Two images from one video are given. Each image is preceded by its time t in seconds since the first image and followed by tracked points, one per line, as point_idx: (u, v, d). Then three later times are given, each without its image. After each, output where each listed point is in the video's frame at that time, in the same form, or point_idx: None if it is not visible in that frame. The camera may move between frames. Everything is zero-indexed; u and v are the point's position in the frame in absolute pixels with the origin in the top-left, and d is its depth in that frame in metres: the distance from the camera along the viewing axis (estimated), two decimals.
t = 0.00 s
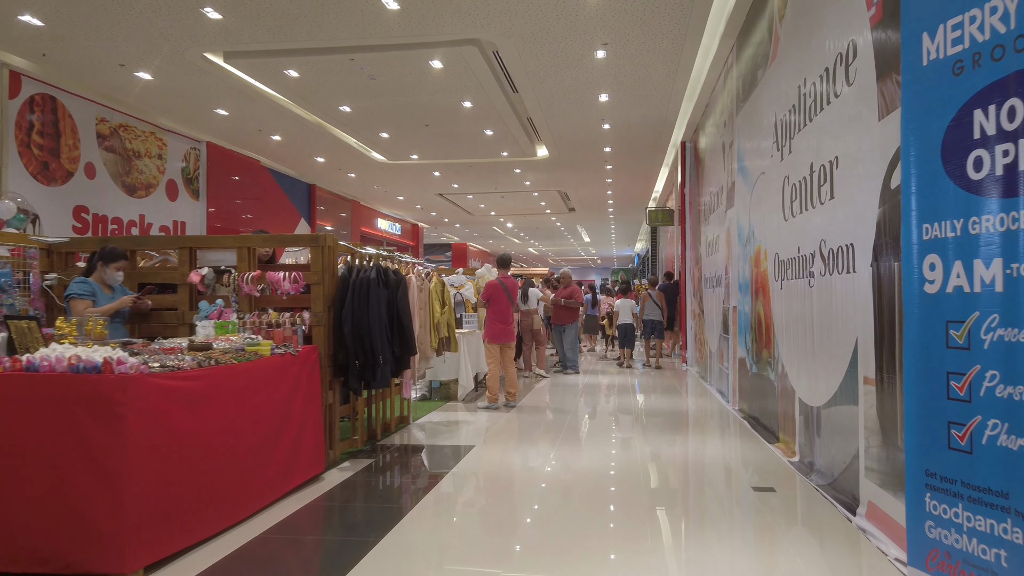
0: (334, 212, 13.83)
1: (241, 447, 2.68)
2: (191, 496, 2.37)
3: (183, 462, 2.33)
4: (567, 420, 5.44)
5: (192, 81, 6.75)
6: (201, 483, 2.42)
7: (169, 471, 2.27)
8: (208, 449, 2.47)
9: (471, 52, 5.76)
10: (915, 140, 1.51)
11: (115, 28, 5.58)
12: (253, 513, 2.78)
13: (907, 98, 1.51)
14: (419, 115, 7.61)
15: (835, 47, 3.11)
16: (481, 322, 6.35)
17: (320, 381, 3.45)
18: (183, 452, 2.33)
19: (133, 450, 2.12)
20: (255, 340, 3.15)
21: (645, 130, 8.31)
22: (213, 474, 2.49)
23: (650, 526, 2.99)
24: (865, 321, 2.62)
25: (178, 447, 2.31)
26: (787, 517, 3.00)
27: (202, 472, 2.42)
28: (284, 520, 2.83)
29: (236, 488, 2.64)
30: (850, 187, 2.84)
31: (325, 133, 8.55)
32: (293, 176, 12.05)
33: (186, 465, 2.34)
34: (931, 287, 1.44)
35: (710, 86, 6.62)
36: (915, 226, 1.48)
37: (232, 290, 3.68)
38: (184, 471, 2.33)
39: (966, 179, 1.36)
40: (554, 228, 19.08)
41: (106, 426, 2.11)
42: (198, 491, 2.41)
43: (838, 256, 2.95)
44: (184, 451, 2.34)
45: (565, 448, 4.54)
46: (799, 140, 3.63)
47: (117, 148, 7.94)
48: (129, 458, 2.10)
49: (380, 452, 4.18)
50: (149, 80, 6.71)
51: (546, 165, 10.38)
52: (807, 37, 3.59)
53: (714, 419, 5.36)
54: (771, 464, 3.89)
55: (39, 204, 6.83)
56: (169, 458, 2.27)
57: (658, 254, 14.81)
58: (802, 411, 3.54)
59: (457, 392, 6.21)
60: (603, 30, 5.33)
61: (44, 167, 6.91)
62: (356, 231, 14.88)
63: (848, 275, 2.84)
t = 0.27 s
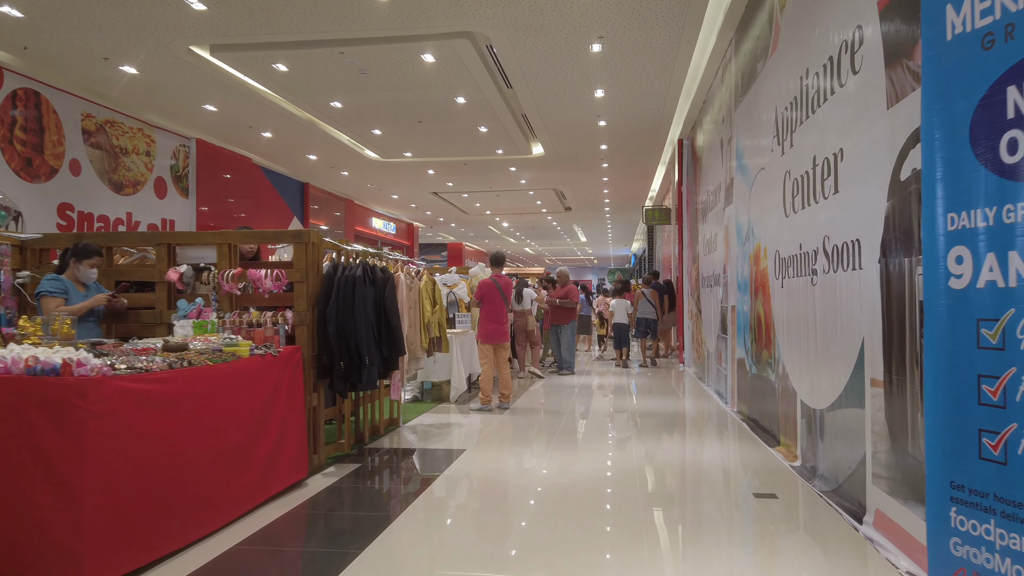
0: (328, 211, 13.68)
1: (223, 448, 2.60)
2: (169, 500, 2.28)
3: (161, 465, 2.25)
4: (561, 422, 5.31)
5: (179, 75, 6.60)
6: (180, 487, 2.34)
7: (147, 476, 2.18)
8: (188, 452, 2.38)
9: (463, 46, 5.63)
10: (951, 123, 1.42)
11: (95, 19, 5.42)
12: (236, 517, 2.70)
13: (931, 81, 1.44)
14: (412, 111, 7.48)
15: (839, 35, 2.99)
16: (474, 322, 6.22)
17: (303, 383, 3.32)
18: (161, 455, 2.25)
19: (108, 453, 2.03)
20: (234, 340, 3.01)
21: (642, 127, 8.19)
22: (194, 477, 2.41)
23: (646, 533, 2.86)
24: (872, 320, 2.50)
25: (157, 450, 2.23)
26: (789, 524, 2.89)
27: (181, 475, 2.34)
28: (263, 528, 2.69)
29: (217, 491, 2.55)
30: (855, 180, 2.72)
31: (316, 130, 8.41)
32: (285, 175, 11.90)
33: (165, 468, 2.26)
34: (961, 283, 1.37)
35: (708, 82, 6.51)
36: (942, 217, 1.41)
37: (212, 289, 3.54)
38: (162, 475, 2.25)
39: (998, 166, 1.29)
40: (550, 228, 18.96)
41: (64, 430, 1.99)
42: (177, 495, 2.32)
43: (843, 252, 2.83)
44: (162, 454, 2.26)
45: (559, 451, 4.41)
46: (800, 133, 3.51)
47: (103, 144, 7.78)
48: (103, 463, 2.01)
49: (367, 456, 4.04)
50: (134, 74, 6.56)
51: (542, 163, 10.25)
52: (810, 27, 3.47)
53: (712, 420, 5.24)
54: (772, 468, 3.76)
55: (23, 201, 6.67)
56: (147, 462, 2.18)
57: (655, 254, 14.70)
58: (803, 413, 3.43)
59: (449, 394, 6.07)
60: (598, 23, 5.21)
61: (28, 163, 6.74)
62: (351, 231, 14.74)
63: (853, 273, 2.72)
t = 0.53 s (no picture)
0: (321, 210, 13.51)
1: (213, 450, 2.56)
2: (156, 501, 2.24)
3: (135, 473, 2.15)
4: (556, 426, 5.17)
5: (166, 70, 6.44)
6: (155, 495, 2.24)
7: (121, 483, 2.08)
8: (176, 453, 2.34)
9: (456, 40, 5.50)
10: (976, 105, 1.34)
11: (76, 11, 5.26)
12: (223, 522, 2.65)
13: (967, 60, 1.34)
14: (404, 108, 7.34)
15: (845, 24, 2.86)
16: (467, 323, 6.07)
17: (284, 388, 3.16)
18: (150, 455, 2.22)
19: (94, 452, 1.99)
20: (209, 343, 2.86)
21: (639, 125, 8.06)
22: (181, 478, 2.37)
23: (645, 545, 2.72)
24: (883, 321, 2.37)
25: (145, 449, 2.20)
26: (794, 535, 2.74)
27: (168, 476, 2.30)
28: (238, 542, 2.54)
29: (203, 494, 2.50)
30: (863, 174, 2.59)
31: (307, 127, 8.25)
32: (277, 173, 11.73)
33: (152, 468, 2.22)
34: (994, 281, 1.27)
35: (706, 78, 6.38)
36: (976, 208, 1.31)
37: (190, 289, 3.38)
38: (135, 484, 2.14)
39: None
40: (546, 228, 18.81)
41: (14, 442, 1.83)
42: (164, 496, 2.28)
43: (850, 250, 2.69)
44: (137, 461, 2.16)
45: (554, 456, 4.27)
46: (804, 127, 3.37)
47: (88, 141, 7.60)
48: (90, 463, 1.97)
49: (353, 462, 3.88)
50: (119, 68, 6.39)
51: (537, 162, 10.11)
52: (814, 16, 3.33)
53: (711, 425, 5.09)
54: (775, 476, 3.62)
55: (4, 199, 6.49)
56: (135, 461, 2.15)
57: (652, 254, 14.58)
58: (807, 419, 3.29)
59: (441, 397, 5.92)
60: (594, 16, 5.07)
61: (9, 160, 6.54)
62: (344, 230, 14.57)
63: (861, 272, 2.58)
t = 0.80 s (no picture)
0: (315, 210, 13.36)
1: (199, 454, 2.54)
2: (135, 509, 2.19)
3: (95, 490, 2.02)
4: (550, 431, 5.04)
5: (151, 66, 6.29)
6: (117, 512, 2.11)
7: (80, 501, 1.96)
8: (160, 455, 2.32)
9: (447, 34, 5.36)
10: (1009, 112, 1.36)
11: (54, 5, 5.10)
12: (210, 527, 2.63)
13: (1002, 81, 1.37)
14: (396, 105, 7.20)
15: (850, 13, 2.72)
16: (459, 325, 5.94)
17: (261, 395, 3.01)
18: (129, 461, 2.17)
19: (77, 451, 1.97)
20: (180, 348, 2.71)
21: (635, 123, 7.93)
22: (166, 481, 2.35)
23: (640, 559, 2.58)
24: (891, 326, 2.24)
25: (130, 451, 2.19)
26: (789, 545, 2.63)
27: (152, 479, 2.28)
28: (209, 559, 2.40)
29: (190, 498, 2.48)
30: (869, 170, 2.45)
31: (298, 125, 8.11)
32: (269, 172, 11.57)
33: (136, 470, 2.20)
34: None
35: (703, 75, 6.26)
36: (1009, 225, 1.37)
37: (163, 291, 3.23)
38: (95, 501, 2.02)
39: None
40: (542, 228, 18.68)
41: None
42: (148, 498, 2.26)
43: (856, 250, 2.55)
44: (96, 477, 2.03)
45: (547, 463, 4.13)
46: (805, 122, 3.23)
47: (72, 138, 7.43)
48: (45, 479, 1.85)
49: (337, 470, 3.73)
50: (102, 64, 6.24)
51: (532, 161, 9.98)
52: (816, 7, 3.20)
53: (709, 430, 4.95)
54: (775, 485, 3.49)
55: None
56: (113, 469, 2.10)
57: (648, 254, 14.46)
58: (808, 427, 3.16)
59: (431, 400, 5.77)
60: (588, 10, 4.94)
61: None
62: (338, 230, 14.42)
63: (867, 273, 2.44)
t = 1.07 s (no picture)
0: (306, 208, 13.18)
1: (176, 452, 2.46)
2: (95, 518, 2.06)
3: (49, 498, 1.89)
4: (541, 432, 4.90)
5: (133, 58, 6.11)
6: (74, 522, 1.98)
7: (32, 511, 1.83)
8: (134, 451, 2.25)
9: (435, 25, 5.21)
10: None
11: None
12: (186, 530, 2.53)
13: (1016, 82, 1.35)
14: (385, 99, 7.04)
15: None
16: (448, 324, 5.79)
17: (233, 398, 2.87)
18: (87, 467, 2.04)
19: (47, 440, 1.90)
20: (144, 348, 2.56)
21: (630, 118, 7.80)
22: (136, 482, 2.25)
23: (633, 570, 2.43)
24: (898, 323, 2.10)
25: (90, 456, 2.05)
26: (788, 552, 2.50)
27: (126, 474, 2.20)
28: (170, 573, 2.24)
29: (164, 498, 2.39)
30: (874, 158, 2.31)
31: (286, 121, 7.95)
32: (259, 169, 11.39)
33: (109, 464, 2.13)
34: None
35: (699, 68, 6.13)
36: None
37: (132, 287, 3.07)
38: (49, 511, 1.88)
39: None
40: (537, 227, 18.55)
41: None
42: (116, 500, 2.16)
43: (859, 243, 2.42)
44: (51, 485, 1.90)
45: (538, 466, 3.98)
46: (804, 111, 3.10)
47: (54, 133, 7.26)
48: None
49: (317, 475, 3.59)
50: (82, 56, 6.07)
51: (526, 158, 9.83)
52: None
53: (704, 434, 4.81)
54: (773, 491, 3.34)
55: None
56: (70, 475, 1.97)
57: (644, 253, 14.35)
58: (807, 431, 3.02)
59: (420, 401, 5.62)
60: None
61: None
62: (330, 228, 14.25)
63: (871, 268, 2.31)
